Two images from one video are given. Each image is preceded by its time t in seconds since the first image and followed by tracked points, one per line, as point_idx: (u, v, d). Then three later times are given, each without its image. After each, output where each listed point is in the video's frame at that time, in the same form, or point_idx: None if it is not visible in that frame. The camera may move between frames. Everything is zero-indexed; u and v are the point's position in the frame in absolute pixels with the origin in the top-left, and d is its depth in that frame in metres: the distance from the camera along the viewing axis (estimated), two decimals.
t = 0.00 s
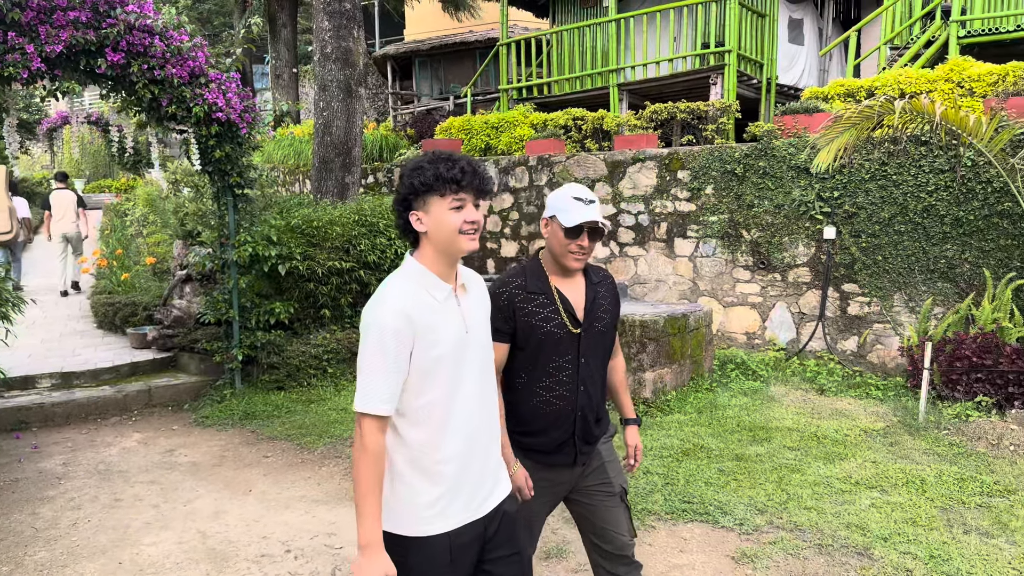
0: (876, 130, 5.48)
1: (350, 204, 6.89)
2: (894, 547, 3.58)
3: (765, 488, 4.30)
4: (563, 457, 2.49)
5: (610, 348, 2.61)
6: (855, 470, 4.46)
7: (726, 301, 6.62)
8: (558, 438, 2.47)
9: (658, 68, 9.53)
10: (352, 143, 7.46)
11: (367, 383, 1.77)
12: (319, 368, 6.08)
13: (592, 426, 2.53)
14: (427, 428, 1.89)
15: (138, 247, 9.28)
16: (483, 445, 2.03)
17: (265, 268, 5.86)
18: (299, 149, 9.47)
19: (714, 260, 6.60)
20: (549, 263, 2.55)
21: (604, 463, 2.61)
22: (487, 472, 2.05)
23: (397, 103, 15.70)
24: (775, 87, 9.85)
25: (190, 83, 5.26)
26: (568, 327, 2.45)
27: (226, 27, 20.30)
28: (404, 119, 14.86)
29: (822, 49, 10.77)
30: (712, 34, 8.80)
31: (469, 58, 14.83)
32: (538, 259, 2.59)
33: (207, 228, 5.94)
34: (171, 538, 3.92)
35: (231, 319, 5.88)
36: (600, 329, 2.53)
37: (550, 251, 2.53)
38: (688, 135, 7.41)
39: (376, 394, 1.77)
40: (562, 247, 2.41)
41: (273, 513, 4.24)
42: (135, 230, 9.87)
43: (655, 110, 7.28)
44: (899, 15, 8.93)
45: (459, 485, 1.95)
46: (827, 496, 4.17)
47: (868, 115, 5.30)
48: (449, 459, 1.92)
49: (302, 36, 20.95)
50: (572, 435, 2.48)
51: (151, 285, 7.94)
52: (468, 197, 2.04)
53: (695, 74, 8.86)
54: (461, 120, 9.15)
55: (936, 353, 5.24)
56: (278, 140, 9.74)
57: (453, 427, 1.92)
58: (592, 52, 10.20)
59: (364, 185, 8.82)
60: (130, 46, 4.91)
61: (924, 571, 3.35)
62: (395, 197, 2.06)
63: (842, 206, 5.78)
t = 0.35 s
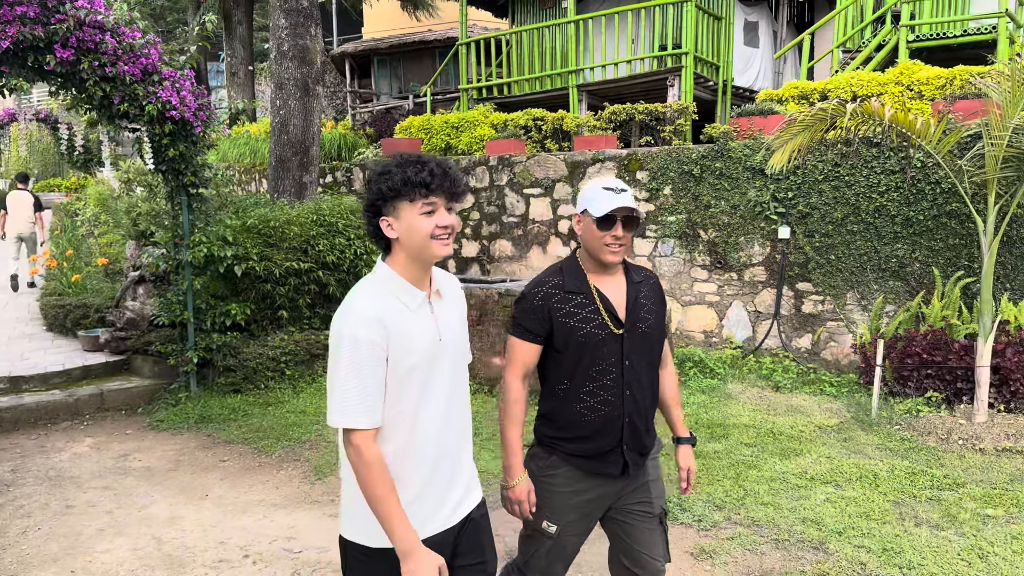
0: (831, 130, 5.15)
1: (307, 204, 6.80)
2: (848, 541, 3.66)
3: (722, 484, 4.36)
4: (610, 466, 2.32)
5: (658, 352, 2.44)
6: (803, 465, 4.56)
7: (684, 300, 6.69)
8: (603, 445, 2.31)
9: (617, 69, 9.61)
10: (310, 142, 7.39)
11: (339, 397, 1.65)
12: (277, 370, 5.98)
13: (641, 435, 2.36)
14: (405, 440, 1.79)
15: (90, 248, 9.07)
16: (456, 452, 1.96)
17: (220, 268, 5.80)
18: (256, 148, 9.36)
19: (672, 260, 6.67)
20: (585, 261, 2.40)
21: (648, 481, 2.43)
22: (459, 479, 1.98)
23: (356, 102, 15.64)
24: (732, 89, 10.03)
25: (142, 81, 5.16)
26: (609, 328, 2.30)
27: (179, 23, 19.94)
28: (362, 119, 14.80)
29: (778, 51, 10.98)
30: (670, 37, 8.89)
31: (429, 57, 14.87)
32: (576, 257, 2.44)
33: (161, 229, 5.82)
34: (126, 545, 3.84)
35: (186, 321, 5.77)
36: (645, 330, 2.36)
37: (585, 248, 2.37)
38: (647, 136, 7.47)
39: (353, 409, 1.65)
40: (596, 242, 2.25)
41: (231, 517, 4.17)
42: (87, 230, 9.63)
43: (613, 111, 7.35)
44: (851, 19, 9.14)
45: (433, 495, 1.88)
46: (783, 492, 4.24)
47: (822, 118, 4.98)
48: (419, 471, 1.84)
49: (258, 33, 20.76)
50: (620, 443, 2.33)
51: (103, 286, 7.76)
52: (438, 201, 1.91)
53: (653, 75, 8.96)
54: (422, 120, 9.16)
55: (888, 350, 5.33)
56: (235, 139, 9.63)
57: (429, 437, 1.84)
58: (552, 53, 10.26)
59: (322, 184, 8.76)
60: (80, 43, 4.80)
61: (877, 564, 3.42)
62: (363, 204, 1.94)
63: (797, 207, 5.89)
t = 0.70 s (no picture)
0: (772, 130, 5.21)
1: (249, 201, 6.76)
2: (791, 531, 3.73)
3: (668, 479, 4.42)
4: (617, 466, 2.25)
5: (665, 348, 2.35)
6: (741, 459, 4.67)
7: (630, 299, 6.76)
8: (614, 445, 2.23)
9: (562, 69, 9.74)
10: (252, 138, 7.28)
11: (325, 388, 1.59)
12: (219, 372, 5.91)
13: (647, 433, 2.30)
14: (395, 448, 1.67)
15: (21, 249, 8.76)
16: (461, 471, 1.80)
17: (159, 268, 5.67)
18: (195, 145, 9.19)
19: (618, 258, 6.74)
20: (594, 257, 2.30)
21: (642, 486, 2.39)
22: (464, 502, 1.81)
23: (299, 99, 15.50)
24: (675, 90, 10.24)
25: (77, 76, 5.00)
26: (618, 325, 2.21)
27: (114, 16, 19.28)
28: (306, 115, 14.68)
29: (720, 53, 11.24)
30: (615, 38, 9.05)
31: (374, 54, 14.89)
32: (582, 254, 2.33)
33: (96, 228, 5.65)
34: (63, 554, 3.72)
35: (124, 323, 5.63)
36: (654, 327, 2.27)
37: (594, 242, 2.26)
38: (593, 136, 7.52)
39: (331, 405, 1.58)
40: (610, 231, 2.13)
41: (174, 523, 4.07)
42: (17, 230, 9.27)
43: (559, 110, 7.38)
44: (788, 23, 9.43)
45: (427, 514, 1.72)
46: (728, 485, 4.32)
47: (762, 119, 5.05)
48: (409, 482, 1.69)
49: (197, 28, 20.40)
50: (628, 444, 2.25)
51: (35, 286, 7.49)
52: (465, 202, 1.79)
53: (599, 75, 9.09)
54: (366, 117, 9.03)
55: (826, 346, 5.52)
56: (173, 135, 9.46)
57: (425, 449, 1.70)
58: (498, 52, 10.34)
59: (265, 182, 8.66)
60: (10, 35, 4.63)
61: (819, 553, 3.49)
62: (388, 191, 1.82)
63: (738, 207, 6.02)
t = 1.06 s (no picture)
0: (694, 131, 5.31)
1: (165, 199, 6.64)
2: (716, 522, 3.81)
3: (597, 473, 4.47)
4: (643, 494, 2.14)
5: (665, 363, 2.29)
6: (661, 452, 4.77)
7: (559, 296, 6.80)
8: (638, 472, 2.11)
9: (488, 67, 9.88)
10: (169, 134, 7.08)
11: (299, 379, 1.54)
12: (136, 376, 5.74)
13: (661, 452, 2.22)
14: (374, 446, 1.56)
15: None
16: (456, 478, 1.66)
17: (72, 270, 5.47)
18: (109, 141, 8.90)
19: (548, 256, 6.79)
20: (594, 270, 2.18)
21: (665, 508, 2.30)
22: (458, 511, 1.66)
23: (218, 93, 15.11)
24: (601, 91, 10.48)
25: None
26: (631, 345, 2.08)
27: (18, 5, 18.27)
28: (226, 110, 14.34)
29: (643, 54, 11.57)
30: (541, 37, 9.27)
31: (297, 48, 14.67)
32: (579, 266, 2.21)
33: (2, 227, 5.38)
34: None
35: (35, 326, 5.39)
36: (660, 342, 2.20)
37: (595, 255, 2.13)
38: (520, 134, 7.61)
39: (302, 396, 1.52)
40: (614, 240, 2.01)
41: (90, 534, 3.89)
42: None
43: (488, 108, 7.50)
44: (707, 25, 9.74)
45: (412, 521, 1.58)
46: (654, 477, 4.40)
47: (685, 119, 5.14)
48: (390, 488, 1.58)
49: (108, 19, 19.66)
50: (650, 468, 2.14)
51: None
52: (479, 216, 1.66)
53: (526, 74, 9.27)
54: (289, 112, 8.80)
55: (747, 340, 5.64)
56: (83, 132, 9.14)
57: (410, 449, 1.57)
58: (424, 49, 10.36)
59: (183, 179, 8.42)
60: None
61: (743, 542, 3.58)
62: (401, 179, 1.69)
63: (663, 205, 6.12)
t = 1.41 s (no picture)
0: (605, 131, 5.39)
1: (59, 198, 6.34)
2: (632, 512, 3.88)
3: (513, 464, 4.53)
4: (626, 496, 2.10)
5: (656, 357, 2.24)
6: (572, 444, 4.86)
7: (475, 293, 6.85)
8: (621, 472, 2.07)
9: (400, 63, 9.91)
10: (63, 130, 6.80)
11: (296, 438, 1.38)
12: (30, 386, 5.45)
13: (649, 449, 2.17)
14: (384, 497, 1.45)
15: None
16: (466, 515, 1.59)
17: None
18: None
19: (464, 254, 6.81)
20: (586, 253, 2.15)
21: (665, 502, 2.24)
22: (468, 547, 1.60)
23: (115, 87, 14.56)
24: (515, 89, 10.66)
25: None
26: (620, 331, 2.05)
27: None
28: (125, 105, 13.87)
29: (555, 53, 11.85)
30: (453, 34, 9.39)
31: (199, 41, 14.29)
32: (569, 249, 2.16)
33: None
34: None
35: None
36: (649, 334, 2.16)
37: (591, 237, 2.11)
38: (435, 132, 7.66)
39: (304, 457, 1.37)
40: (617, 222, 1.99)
41: None
42: None
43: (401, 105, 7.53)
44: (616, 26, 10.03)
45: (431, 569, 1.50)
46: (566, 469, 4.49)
47: (597, 119, 5.21)
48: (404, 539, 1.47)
49: None
50: (634, 468, 2.10)
51: None
52: (479, 230, 1.53)
53: (439, 71, 9.37)
54: (191, 107, 8.51)
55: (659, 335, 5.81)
56: None
57: (423, 495, 1.48)
58: (333, 43, 10.25)
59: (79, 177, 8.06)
60: None
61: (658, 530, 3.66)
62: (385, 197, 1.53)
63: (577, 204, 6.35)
